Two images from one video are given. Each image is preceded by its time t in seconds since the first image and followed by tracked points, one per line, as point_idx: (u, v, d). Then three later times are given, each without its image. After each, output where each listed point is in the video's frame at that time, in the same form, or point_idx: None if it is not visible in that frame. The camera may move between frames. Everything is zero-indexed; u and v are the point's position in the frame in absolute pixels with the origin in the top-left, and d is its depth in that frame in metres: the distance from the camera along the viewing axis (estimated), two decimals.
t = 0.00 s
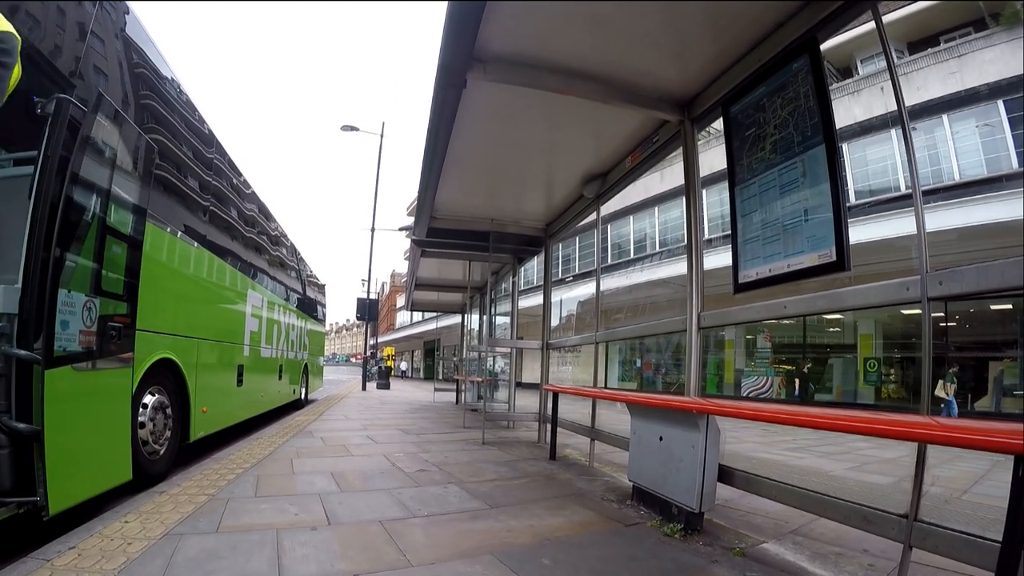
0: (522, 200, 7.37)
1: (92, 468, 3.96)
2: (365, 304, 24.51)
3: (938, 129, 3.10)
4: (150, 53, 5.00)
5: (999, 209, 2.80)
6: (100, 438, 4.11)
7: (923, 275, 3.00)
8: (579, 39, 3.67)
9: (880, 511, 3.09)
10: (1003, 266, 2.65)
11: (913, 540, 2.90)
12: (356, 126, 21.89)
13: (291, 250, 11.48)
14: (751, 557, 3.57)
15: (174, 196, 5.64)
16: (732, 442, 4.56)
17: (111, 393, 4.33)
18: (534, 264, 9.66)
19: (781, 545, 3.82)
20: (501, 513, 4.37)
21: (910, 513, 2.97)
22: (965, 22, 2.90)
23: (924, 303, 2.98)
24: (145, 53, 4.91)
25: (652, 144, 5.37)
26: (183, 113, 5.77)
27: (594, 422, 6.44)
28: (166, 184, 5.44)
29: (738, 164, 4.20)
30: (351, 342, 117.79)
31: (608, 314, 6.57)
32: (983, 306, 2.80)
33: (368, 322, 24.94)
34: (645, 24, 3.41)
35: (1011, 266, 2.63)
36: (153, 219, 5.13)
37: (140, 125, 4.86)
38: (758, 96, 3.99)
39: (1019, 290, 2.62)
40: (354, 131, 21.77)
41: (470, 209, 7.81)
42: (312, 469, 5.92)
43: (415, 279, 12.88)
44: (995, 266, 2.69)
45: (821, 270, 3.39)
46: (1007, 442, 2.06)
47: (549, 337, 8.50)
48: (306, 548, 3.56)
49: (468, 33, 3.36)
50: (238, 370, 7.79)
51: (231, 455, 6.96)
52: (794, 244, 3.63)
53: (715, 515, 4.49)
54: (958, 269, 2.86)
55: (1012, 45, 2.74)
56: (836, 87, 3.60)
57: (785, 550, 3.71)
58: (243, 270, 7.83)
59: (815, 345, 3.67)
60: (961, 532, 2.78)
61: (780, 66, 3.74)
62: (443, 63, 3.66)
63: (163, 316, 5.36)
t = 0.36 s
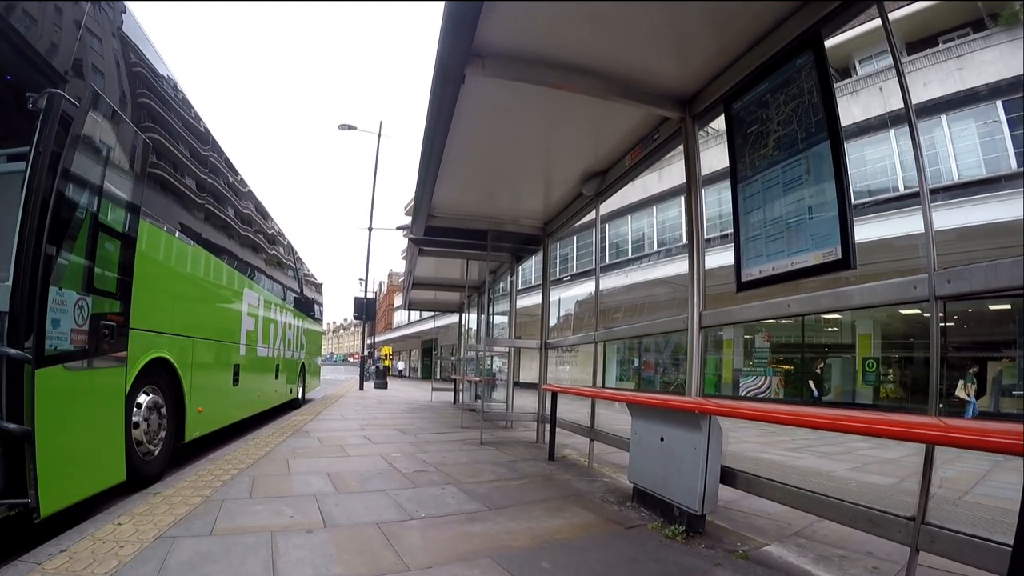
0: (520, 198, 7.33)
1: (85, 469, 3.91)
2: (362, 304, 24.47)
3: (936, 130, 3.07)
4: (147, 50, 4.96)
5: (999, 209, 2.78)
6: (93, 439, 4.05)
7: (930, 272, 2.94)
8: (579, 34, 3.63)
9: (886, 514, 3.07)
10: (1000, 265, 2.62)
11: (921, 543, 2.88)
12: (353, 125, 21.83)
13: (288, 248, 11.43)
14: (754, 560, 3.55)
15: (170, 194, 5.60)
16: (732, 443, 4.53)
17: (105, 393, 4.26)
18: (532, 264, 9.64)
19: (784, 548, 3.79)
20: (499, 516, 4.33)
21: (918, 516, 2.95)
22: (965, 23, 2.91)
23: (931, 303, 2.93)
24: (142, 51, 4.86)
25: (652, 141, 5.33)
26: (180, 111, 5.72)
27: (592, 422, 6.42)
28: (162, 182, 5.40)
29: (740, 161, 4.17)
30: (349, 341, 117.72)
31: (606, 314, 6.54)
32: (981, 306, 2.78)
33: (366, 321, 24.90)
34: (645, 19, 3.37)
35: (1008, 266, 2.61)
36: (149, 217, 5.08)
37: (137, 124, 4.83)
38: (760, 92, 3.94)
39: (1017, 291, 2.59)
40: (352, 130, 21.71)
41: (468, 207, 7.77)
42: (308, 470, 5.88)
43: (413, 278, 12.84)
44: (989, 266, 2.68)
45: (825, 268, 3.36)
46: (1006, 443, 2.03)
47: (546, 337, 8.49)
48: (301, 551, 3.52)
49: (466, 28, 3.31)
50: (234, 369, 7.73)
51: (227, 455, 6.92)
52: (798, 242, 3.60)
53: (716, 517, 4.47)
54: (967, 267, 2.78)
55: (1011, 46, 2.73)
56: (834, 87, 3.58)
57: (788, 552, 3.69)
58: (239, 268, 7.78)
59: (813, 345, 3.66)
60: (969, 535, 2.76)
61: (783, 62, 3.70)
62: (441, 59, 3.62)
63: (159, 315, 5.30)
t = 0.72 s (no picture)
0: (523, 198, 7.31)
1: (86, 469, 3.91)
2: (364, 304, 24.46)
3: (939, 130, 3.05)
4: (149, 49, 4.95)
5: (1003, 209, 2.76)
6: (94, 438, 4.05)
7: (936, 273, 2.93)
8: (583, 32, 3.61)
9: (891, 515, 3.07)
10: (1007, 266, 2.61)
11: (926, 545, 2.87)
12: (355, 125, 21.80)
13: (290, 248, 11.43)
14: (757, 561, 3.54)
15: (172, 194, 5.59)
16: (735, 444, 4.52)
17: (106, 393, 4.26)
18: (534, 264, 9.62)
19: (787, 549, 3.78)
20: (501, 516, 4.32)
21: (923, 517, 2.95)
22: (967, 23, 2.89)
23: (936, 304, 2.91)
24: (144, 51, 4.85)
25: (656, 140, 5.31)
26: (183, 111, 5.72)
27: (595, 423, 6.40)
28: (164, 182, 5.39)
29: (743, 162, 4.16)
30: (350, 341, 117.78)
31: (608, 314, 6.53)
32: (985, 307, 2.76)
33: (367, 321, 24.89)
34: (648, 17, 3.35)
35: (1013, 266, 2.59)
36: (151, 217, 5.08)
37: (139, 123, 4.82)
38: (763, 92, 3.93)
39: (1021, 292, 2.58)
40: (353, 130, 21.69)
41: (470, 207, 7.75)
42: (309, 470, 5.88)
43: (414, 278, 12.83)
44: (994, 267, 2.67)
45: (830, 268, 3.34)
46: (1001, 443, 2.02)
47: (548, 337, 8.48)
48: (302, 552, 3.51)
49: (469, 26, 3.29)
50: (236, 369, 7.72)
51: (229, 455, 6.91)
52: (803, 242, 3.58)
53: (719, 518, 4.45)
54: (974, 267, 2.77)
55: (1014, 46, 2.71)
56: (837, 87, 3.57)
57: (792, 555, 3.67)
58: (241, 268, 7.77)
59: (816, 346, 3.64)
60: (973, 536, 2.75)
61: (787, 61, 3.68)
62: (444, 57, 3.60)
63: (160, 315, 5.30)
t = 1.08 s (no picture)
0: (520, 198, 7.31)
1: (83, 470, 3.90)
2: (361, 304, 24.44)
3: (936, 130, 3.07)
4: (147, 50, 4.96)
5: (1000, 209, 2.77)
6: (91, 439, 4.04)
7: (932, 273, 2.94)
8: (580, 33, 3.61)
9: (887, 514, 3.07)
10: (1004, 266, 2.62)
11: (923, 545, 2.87)
12: (353, 125, 21.77)
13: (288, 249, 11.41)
14: (755, 561, 3.54)
15: (170, 194, 5.59)
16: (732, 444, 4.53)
17: (103, 394, 4.25)
18: (532, 264, 9.62)
19: (785, 549, 3.79)
20: (499, 517, 4.33)
21: (919, 517, 2.94)
22: (964, 24, 2.90)
23: (933, 304, 2.92)
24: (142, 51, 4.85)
25: (653, 141, 5.32)
26: (180, 112, 5.72)
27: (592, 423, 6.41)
28: (162, 183, 5.39)
29: (740, 162, 4.16)
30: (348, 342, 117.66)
31: (606, 314, 6.54)
32: (982, 307, 2.77)
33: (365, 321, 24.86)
34: (646, 18, 3.35)
35: (1009, 266, 2.60)
36: (148, 217, 5.07)
37: (137, 124, 4.82)
38: (760, 92, 3.93)
39: (1018, 292, 2.59)
40: (351, 130, 21.65)
41: (468, 207, 7.75)
42: (307, 471, 5.87)
43: (412, 279, 12.82)
44: (990, 268, 2.68)
45: (827, 269, 3.35)
46: (997, 443, 2.02)
47: (545, 338, 8.48)
48: (300, 553, 3.51)
49: (466, 26, 3.29)
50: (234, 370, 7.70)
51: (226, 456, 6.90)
52: (800, 242, 3.59)
53: (717, 518, 4.46)
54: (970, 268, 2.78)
55: (1011, 47, 2.72)
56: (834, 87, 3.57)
57: (789, 554, 3.68)
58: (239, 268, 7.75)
59: (813, 346, 3.65)
60: (969, 535, 2.76)
61: (785, 61, 3.68)
62: (441, 57, 3.60)
63: (157, 316, 5.28)
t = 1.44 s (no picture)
0: (521, 199, 7.32)
1: (86, 470, 3.92)
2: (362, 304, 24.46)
3: (938, 130, 3.07)
4: (148, 51, 4.97)
5: (1001, 210, 2.77)
6: (94, 439, 4.05)
7: (933, 274, 2.94)
8: (581, 34, 3.62)
9: (888, 515, 3.07)
10: (1004, 266, 2.62)
11: (923, 545, 2.87)
12: (354, 125, 21.77)
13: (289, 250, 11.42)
14: (756, 561, 3.55)
15: (172, 195, 5.60)
16: (734, 445, 4.53)
17: (106, 394, 4.26)
18: (533, 265, 9.63)
19: (785, 549, 3.79)
20: (500, 517, 4.33)
21: (919, 517, 2.94)
22: (965, 24, 2.89)
23: (933, 305, 2.92)
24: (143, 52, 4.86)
25: (654, 142, 5.32)
26: (182, 113, 5.73)
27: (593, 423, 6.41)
28: (164, 183, 5.40)
29: (741, 163, 4.16)
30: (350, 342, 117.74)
31: (607, 315, 6.54)
32: (983, 308, 2.77)
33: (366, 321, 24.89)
34: (646, 19, 3.36)
35: (1010, 267, 2.60)
36: (150, 217, 5.09)
37: (138, 124, 4.83)
38: (761, 93, 3.93)
39: (1019, 292, 2.59)
40: (352, 130, 21.65)
41: (469, 208, 7.75)
42: (309, 471, 5.88)
43: (414, 279, 12.83)
44: (991, 268, 2.67)
45: (828, 270, 3.35)
46: (995, 443, 2.03)
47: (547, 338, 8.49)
48: (302, 553, 3.51)
49: (468, 29, 3.30)
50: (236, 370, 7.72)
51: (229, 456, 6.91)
52: (801, 243, 3.59)
53: (718, 518, 4.46)
54: (970, 268, 2.78)
55: (1012, 48, 2.72)
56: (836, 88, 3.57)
57: (790, 555, 3.68)
58: (240, 269, 7.77)
59: (815, 346, 3.65)
60: (969, 535, 2.76)
61: (786, 62, 3.67)
62: (443, 59, 3.61)
63: (159, 317, 5.29)
